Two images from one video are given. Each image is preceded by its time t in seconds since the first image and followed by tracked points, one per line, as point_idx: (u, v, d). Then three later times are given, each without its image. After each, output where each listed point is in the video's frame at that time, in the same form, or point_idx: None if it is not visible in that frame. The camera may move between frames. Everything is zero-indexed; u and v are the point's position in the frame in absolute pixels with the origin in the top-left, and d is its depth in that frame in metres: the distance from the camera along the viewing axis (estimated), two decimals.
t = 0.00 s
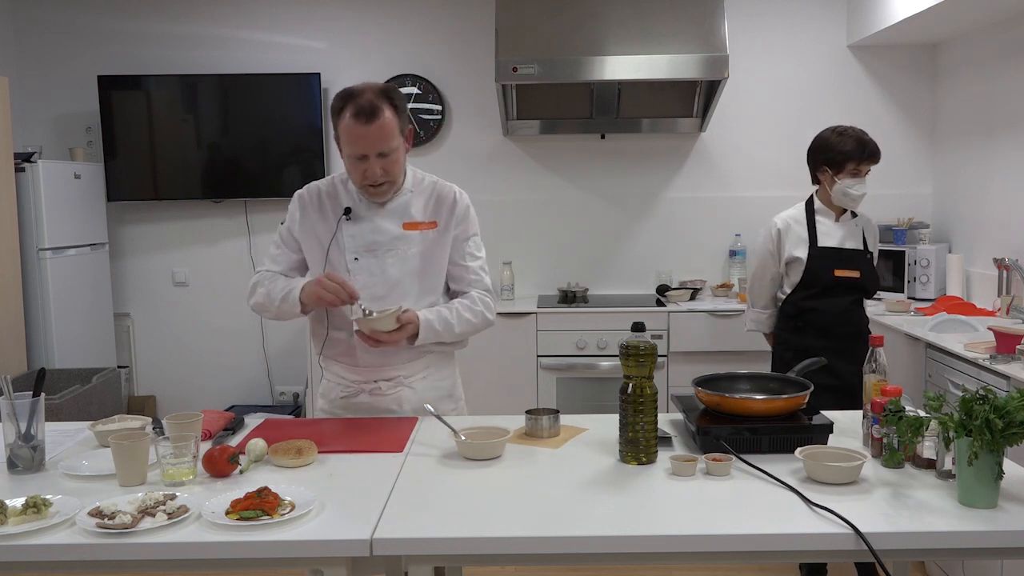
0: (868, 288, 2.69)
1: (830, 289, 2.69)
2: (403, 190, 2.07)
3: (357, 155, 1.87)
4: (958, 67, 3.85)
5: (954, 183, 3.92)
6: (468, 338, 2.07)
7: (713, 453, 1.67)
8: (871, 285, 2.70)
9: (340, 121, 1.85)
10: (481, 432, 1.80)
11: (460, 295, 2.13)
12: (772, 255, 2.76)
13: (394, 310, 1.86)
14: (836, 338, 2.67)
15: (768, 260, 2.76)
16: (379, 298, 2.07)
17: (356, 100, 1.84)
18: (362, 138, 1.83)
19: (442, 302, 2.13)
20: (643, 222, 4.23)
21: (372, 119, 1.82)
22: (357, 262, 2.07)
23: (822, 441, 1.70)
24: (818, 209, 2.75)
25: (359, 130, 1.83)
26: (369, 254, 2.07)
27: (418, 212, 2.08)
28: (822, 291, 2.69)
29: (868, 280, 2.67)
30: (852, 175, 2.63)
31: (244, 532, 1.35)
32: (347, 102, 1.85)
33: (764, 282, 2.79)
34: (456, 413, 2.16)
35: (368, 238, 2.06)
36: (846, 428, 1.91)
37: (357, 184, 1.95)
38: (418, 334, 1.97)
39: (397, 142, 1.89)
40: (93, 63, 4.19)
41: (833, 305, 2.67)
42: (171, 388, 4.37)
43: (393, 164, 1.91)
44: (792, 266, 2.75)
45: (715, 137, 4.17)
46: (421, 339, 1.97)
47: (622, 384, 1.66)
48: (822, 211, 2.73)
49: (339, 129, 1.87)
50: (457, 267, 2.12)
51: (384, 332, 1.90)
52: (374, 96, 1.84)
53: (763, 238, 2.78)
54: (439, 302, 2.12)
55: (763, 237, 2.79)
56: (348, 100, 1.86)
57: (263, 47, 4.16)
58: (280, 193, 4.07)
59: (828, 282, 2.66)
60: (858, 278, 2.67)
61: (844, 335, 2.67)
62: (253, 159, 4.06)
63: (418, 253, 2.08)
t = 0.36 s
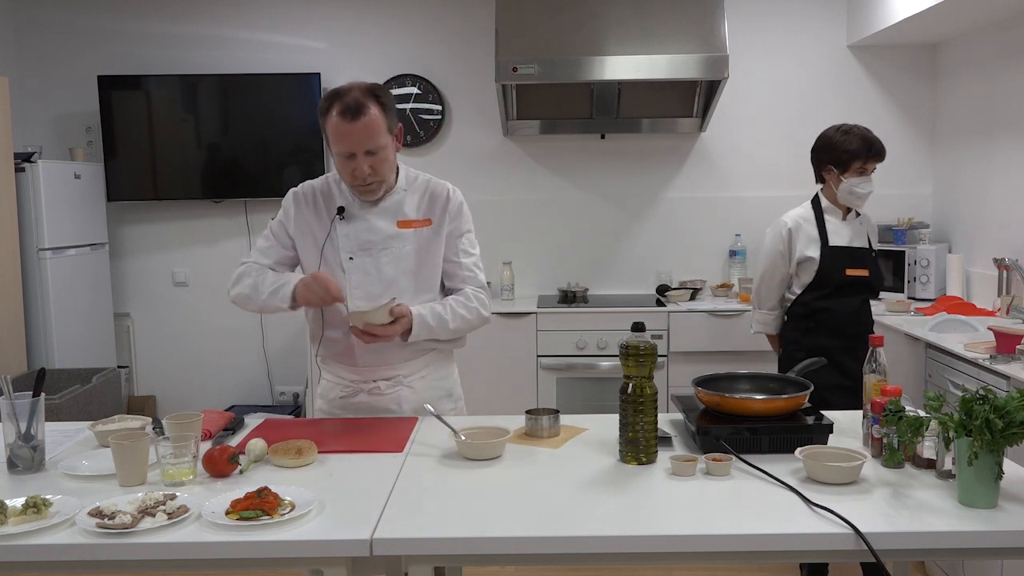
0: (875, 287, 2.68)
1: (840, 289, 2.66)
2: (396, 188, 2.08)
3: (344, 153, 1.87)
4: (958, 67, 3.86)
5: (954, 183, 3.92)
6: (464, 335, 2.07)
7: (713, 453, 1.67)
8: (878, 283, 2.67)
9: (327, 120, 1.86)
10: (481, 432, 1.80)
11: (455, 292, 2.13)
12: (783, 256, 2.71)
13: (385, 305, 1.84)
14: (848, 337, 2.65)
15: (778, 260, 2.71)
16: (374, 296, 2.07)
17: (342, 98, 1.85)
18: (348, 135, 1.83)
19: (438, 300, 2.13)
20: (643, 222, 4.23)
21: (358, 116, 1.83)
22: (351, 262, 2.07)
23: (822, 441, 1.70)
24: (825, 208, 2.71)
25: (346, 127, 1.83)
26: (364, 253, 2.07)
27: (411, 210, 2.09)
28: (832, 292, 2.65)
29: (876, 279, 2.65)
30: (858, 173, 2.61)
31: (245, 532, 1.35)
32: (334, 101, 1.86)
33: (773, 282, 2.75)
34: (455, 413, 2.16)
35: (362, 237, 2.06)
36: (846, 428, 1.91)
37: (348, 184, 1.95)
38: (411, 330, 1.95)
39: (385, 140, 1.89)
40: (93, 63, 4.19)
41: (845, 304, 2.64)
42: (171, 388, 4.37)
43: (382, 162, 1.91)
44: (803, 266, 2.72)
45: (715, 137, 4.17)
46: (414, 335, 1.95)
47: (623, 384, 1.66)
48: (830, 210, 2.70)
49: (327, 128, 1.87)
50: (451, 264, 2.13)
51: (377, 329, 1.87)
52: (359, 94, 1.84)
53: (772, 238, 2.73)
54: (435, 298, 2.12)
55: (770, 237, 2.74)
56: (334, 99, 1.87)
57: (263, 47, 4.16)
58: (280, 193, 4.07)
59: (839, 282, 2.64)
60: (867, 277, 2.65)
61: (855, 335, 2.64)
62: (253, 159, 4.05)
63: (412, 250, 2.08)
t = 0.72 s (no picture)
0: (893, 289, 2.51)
1: (859, 291, 2.49)
2: (404, 191, 2.08)
3: (358, 148, 1.86)
4: (958, 67, 3.86)
5: (954, 183, 3.92)
6: (457, 344, 2.07)
7: (712, 453, 1.67)
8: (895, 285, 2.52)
9: (346, 114, 1.86)
10: (481, 432, 1.80)
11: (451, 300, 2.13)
12: (799, 259, 2.53)
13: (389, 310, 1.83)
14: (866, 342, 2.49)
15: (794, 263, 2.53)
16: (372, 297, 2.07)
17: (364, 94, 1.85)
18: (366, 132, 1.83)
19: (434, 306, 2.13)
20: (643, 221, 4.23)
21: (378, 114, 1.83)
22: (353, 261, 2.07)
23: (822, 441, 1.70)
24: (842, 208, 2.55)
25: (364, 123, 1.83)
26: (365, 253, 2.07)
27: (417, 214, 2.09)
28: (852, 294, 2.49)
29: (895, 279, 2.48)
30: (875, 170, 2.47)
31: (245, 532, 1.35)
32: (356, 95, 1.86)
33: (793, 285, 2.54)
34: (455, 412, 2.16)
35: (366, 237, 2.06)
36: (846, 428, 1.91)
37: (357, 179, 1.94)
38: (405, 336, 1.96)
39: (400, 141, 1.89)
40: (93, 63, 4.19)
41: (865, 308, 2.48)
42: (171, 388, 4.37)
43: (394, 163, 1.91)
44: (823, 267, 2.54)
45: (715, 137, 4.17)
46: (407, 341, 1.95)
47: (623, 384, 1.66)
48: (848, 209, 2.53)
49: (344, 122, 1.87)
50: (450, 271, 2.13)
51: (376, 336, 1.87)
52: (382, 92, 1.85)
53: (789, 239, 2.54)
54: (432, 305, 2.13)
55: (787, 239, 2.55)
56: (355, 93, 1.87)
57: (263, 47, 4.16)
58: (280, 194, 4.07)
59: (859, 283, 2.47)
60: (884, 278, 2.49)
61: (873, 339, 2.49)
62: (253, 159, 4.06)
63: (414, 254, 2.09)
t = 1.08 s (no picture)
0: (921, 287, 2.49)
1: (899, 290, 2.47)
2: (408, 193, 2.08)
3: (372, 146, 1.86)
4: (958, 67, 3.86)
5: (954, 183, 3.92)
6: (454, 347, 2.07)
7: (712, 453, 1.67)
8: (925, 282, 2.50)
9: (363, 110, 1.85)
10: (480, 432, 1.80)
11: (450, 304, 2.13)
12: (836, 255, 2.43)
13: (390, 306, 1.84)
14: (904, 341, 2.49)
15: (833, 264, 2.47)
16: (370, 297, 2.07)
17: (383, 93, 1.85)
18: (380, 131, 1.83)
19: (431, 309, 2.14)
20: (643, 222, 4.23)
21: (395, 114, 1.83)
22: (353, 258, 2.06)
23: (822, 441, 1.70)
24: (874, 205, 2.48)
25: (381, 122, 1.82)
26: (366, 253, 2.07)
27: (420, 217, 2.09)
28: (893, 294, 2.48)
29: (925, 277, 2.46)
30: (903, 164, 2.42)
31: (245, 532, 1.35)
32: (375, 93, 1.85)
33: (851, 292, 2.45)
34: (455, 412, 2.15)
35: (368, 236, 2.06)
36: (846, 428, 1.91)
37: (365, 176, 1.94)
38: (404, 335, 1.95)
39: (414, 143, 1.89)
40: (93, 63, 4.19)
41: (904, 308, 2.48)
42: (171, 388, 4.37)
43: (406, 164, 1.91)
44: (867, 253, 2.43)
45: (715, 136, 4.17)
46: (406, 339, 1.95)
47: (622, 384, 1.66)
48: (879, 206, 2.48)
49: (359, 119, 1.86)
50: (449, 276, 2.14)
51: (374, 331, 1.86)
52: (401, 92, 1.85)
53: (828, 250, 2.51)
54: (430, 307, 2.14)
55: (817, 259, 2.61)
56: (375, 91, 1.86)
57: (263, 47, 4.16)
58: (280, 194, 4.07)
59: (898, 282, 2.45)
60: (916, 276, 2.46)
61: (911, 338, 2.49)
62: (253, 159, 4.05)
63: (414, 256, 2.09)
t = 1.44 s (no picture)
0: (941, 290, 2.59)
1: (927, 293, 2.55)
2: (406, 193, 2.08)
3: (368, 151, 1.86)
4: (958, 67, 3.86)
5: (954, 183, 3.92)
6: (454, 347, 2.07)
7: (712, 453, 1.67)
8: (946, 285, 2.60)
9: (358, 115, 1.85)
10: (481, 432, 1.80)
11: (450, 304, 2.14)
12: (885, 253, 2.44)
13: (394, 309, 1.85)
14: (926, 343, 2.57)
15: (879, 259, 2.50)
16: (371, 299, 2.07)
17: (376, 97, 1.84)
18: (376, 136, 1.83)
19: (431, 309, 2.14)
20: (642, 222, 4.23)
21: (390, 118, 1.83)
22: (352, 261, 2.06)
23: (822, 441, 1.70)
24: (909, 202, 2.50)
25: (376, 126, 1.82)
26: (365, 255, 2.07)
27: (418, 218, 2.09)
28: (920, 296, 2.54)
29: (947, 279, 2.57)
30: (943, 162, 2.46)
31: (245, 532, 1.35)
32: (368, 98, 1.85)
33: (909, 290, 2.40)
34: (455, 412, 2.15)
35: (367, 238, 2.06)
36: (847, 428, 1.91)
37: (363, 180, 1.94)
38: (405, 336, 1.94)
39: (410, 145, 1.89)
40: (93, 63, 4.19)
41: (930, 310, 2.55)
42: (171, 388, 4.37)
43: (403, 166, 1.91)
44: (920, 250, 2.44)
45: (715, 137, 4.17)
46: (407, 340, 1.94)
47: (623, 384, 1.66)
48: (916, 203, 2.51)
49: (354, 124, 1.86)
50: (449, 276, 2.14)
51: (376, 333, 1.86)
52: (395, 96, 1.84)
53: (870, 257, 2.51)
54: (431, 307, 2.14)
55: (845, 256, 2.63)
56: (368, 96, 1.86)
57: (263, 47, 4.16)
58: (281, 194, 4.08)
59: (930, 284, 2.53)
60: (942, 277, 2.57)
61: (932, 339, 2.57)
62: (253, 159, 4.05)
63: (414, 257, 2.09)
